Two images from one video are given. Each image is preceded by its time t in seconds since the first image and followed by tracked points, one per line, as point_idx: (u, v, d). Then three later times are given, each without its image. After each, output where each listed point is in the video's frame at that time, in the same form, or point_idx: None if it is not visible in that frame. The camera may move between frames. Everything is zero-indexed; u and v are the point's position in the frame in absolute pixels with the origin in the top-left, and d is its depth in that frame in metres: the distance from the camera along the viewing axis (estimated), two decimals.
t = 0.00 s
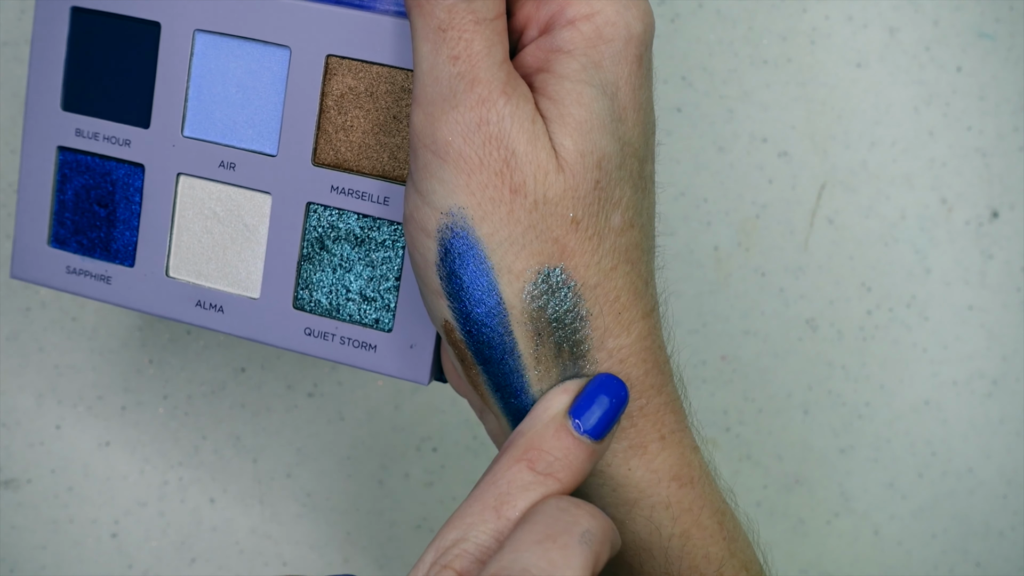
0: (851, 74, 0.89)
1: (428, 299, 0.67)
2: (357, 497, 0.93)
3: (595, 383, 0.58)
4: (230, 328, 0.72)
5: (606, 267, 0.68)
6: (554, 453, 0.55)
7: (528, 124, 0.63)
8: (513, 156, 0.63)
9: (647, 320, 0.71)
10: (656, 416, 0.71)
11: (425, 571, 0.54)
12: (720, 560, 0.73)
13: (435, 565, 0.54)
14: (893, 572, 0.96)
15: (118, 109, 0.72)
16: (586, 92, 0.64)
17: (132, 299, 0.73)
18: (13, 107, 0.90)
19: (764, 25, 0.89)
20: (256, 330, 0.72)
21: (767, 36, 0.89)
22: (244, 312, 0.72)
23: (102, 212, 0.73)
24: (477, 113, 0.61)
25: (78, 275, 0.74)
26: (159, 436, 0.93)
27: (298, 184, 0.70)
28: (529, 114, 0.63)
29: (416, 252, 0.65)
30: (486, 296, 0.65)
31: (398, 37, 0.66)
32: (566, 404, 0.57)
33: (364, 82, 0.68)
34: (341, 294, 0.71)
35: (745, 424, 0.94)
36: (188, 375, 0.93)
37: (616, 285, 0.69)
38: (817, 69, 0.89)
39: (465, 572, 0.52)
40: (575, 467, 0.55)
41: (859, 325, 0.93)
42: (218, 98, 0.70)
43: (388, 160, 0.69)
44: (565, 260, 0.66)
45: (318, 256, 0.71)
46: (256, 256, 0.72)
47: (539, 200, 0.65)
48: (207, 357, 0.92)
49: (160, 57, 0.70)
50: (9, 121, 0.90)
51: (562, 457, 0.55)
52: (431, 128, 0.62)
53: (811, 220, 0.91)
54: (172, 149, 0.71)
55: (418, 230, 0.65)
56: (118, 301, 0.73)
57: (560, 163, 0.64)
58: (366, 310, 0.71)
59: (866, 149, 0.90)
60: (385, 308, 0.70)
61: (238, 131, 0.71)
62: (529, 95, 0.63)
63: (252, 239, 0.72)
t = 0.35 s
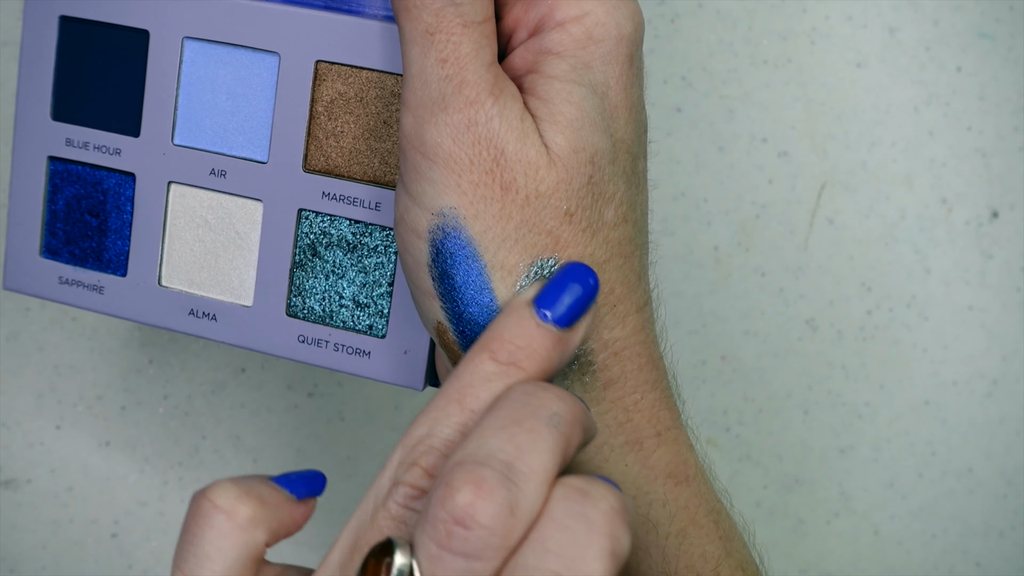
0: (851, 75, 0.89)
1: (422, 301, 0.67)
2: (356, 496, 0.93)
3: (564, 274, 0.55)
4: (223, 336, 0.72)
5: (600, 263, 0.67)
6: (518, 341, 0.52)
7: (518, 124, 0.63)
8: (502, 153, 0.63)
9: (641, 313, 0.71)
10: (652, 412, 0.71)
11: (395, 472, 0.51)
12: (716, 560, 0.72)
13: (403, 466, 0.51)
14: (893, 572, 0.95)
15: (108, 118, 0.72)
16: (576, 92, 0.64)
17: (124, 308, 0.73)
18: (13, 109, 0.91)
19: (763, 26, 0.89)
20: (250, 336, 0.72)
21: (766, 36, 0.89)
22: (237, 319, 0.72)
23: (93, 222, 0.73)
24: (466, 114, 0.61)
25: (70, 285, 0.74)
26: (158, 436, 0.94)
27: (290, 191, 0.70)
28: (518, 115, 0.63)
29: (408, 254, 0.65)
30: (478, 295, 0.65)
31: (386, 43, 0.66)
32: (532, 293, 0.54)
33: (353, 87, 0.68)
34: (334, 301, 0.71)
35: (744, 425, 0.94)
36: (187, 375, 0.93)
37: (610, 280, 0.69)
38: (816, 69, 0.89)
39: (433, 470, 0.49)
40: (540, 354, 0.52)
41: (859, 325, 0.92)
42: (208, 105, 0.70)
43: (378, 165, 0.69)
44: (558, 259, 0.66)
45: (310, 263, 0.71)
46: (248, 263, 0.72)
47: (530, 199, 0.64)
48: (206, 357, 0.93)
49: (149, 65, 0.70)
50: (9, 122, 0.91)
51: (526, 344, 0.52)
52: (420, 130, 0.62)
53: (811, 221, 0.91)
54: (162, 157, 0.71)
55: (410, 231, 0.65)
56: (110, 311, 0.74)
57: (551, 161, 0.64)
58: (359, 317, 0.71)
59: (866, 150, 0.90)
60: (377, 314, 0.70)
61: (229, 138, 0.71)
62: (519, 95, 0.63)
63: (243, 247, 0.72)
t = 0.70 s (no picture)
0: (850, 75, 0.89)
1: (427, 302, 0.67)
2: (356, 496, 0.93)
3: (570, 264, 0.57)
4: (228, 334, 0.72)
5: (603, 265, 0.68)
6: (524, 325, 0.54)
7: (521, 125, 0.63)
8: (506, 154, 0.63)
9: (643, 314, 0.71)
10: (653, 412, 0.72)
11: (393, 444, 0.52)
12: (717, 558, 0.72)
13: (402, 438, 0.51)
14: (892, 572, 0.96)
15: (114, 118, 0.72)
16: (578, 93, 0.64)
17: (130, 307, 0.74)
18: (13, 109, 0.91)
19: (763, 26, 0.89)
20: (254, 335, 0.72)
21: (767, 36, 0.89)
22: (241, 317, 0.72)
23: (99, 221, 0.74)
24: (470, 115, 0.61)
25: (76, 284, 0.74)
26: (158, 436, 0.94)
27: (294, 190, 0.70)
28: (521, 116, 0.63)
29: (412, 255, 0.66)
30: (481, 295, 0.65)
31: (391, 43, 0.66)
32: (539, 283, 0.57)
33: (357, 87, 0.68)
34: (337, 299, 0.71)
35: (744, 425, 0.94)
36: (188, 375, 0.93)
37: (613, 281, 0.69)
38: (816, 69, 0.89)
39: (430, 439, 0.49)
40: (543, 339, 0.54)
41: (858, 325, 0.93)
42: (213, 105, 0.71)
43: (382, 164, 0.69)
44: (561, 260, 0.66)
45: (313, 262, 0.71)
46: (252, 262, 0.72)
47: (534, 202, 0.65)
48: (207, 357, 0.93)
49: (154, 66, 0.70)
50: (10, 122, 0.91)
51: (533, 327, 0.54)
52: (425, 131, 0.62)
53: (811, 221, 0.91)
54: (168, 157, 0.72)
55: (413, 232, 0.65)
56: (115, 310, 0.74)
57: (554, 162, 0.64)
58: (362, 315, 0.71)
59: (865, 150, 0.90)
60: (381, 313, 0.71)
61: (234, 138, 0.71)
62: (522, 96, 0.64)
63: (247, 245, 0.72)
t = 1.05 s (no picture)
0: (851, 75, 0.90)
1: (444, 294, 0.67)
2: (358, 497, 0.93)
3: (612, 373, 0.61)
4: (242, 324, 0.72)
5: (620, 263, 0.68)
6: (568, 430, 0.56)
7: (543, 120, 0.63)
8: (527, 150, 0.63)
9: (660, 315, 0.71)
10: (668, 410, 0.71)
11: (431, 535, 0.55)
12: (730, 554, 0.73)
13: (441, 530, 0.54)
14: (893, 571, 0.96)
15: (130, 107, 0.72)
16: (599, 89, 0.64)
17: (144, 296, 0.73)
18: (12, 106, 0.90)
19: (766, 26, 0.89)
20: (267, 326, 0.72)
21: (768, 36, 0.89)
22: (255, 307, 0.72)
23: (115, 209, 0.73)
24: (493, 110, 0.62)
25: (90, 272, 0.74)
26: (159, 436, 0.93)
27: (311, 182, 0.70)
28: (543, 111, 0.63)
29: (431, 248, 0.66)
30: (500, 288, 0.65)
31: (413, 36, 0.66)
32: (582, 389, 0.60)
33: (377, 80, 0.68)
34: (354, 291, 0.71)
35: (745, 425, 0.95)
36: (189, 374, 0.93)
37: (629, 283, 0.69)
38: (817, 69, 0.90)
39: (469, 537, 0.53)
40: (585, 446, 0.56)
41: (859, 325, 0.93)
42: (231, 96, 0.70)
43: (401, 157, 0.69)
44: (579, 255, 0.66)
45: (330, 253, 0.71)
46: (268, 253, 0.72)
47: (554, 195, 0.65)
48: (207, 357, 0.92)
49: (174, 55, 0.70)
50: (9, 119, 0.90)
51: (575, 434, 0.56)
52: (447, 123, 0.62)
53: (812, 220, 0.91)
54: (185, 146, 0.71)
55: (432, 225, 0.65)
56: (129, 299, 0.73)
57: (575, 159, 0.64)
58: (378, 307, 0.71)
59: (866, 150, 0.91)
60: (397, 305, 0.70)
61: (251, 129, 0.70)
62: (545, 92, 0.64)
63: (263, 237, 0.71)
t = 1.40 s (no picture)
0: (850, 75, 0.90)
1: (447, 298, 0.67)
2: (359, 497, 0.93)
3: (586, 228, 0.54)
4: (242, 333, 0.72)
5: (622, 260, 0.68)
6: (538, 285, 0.50)
7: (541, 123, 0.63)
8: (525, 152, 0.63)
9: (661, 311, 0.71)
10: (670, 409, 0.72)
11: (404, 403, 0.50)
12: (734, 556, 0.72)
13: (413, 397, 0.49)
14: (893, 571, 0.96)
15: (128, 117, 0.72)
16: (598, 92, 0.64)
17: (144, 306, 0.73)
18: (12, 107, 0.90)
19: (765, 26, 0.89)
20: (268, 333, 0.72)
21: (768, 36, 0.89)
22: (255, 316, 0.72)
23: (113, 220, 0.73)
24: (491, 114, 0.62)
25: (90, 283, 0.74)
26: (158, 436, 0.93)
27: (311, 189, 0.70)
28: (541, 115, 0.63)
29: (431, 252, 0.66)
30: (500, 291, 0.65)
31: (410, 44, 0.66)
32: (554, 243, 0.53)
33: (375, 87, 0.68)
34: (354, 299, 0.71)
35: (744, 425, 0.95)
36: (188, 375, 0.93)
37: (630, 279, 0.69)
38: (816, 69, 0.90)
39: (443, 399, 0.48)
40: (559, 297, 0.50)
41: (858, 325, 0.93)
42: (229, 105, 0.70)
43: (400, 164, 0.69)
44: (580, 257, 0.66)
45: (330, 261, 0.71)
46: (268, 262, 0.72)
47: (553, 197, 0.64)
48: (206, 357, 0.92)
49: (171, 65, 0.70)
50: (9, 120, 0.90)
51: (545, 288, 0.50)
52: (445, 129, 0.62)
53: (811, 221, 0.91)
54: (184, 156, 0.71)
55: (432, 229, 0.65)
56: (129, 309, 0.73)
57: (574, 161, 0.64)
58: (378, 315, 0.71)
59: (865, 150, 0.90)
60: (397, 312, 0.71)
61: (250, 138, 0.70)
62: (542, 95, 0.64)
63: (263, 247, 0.72)
